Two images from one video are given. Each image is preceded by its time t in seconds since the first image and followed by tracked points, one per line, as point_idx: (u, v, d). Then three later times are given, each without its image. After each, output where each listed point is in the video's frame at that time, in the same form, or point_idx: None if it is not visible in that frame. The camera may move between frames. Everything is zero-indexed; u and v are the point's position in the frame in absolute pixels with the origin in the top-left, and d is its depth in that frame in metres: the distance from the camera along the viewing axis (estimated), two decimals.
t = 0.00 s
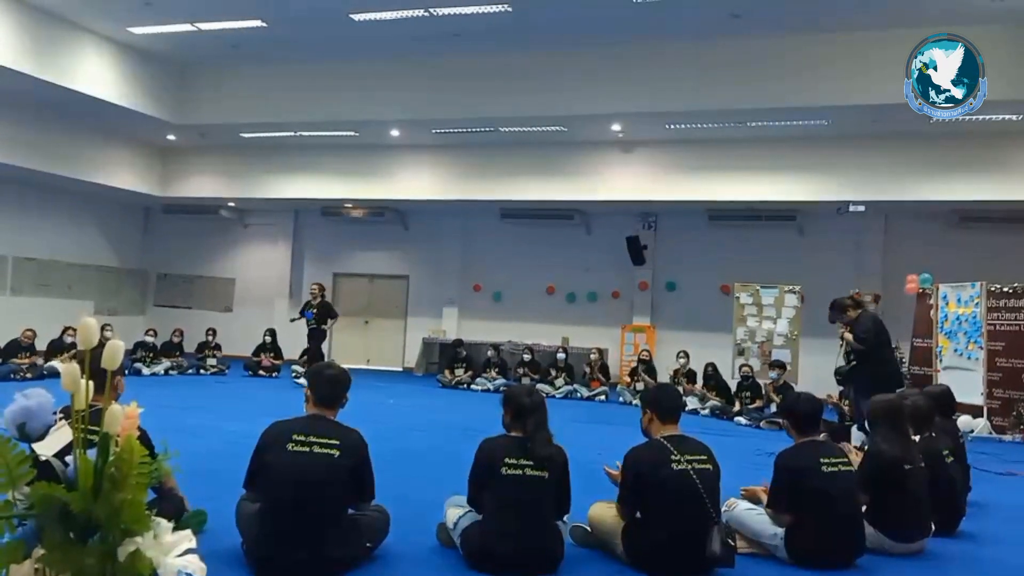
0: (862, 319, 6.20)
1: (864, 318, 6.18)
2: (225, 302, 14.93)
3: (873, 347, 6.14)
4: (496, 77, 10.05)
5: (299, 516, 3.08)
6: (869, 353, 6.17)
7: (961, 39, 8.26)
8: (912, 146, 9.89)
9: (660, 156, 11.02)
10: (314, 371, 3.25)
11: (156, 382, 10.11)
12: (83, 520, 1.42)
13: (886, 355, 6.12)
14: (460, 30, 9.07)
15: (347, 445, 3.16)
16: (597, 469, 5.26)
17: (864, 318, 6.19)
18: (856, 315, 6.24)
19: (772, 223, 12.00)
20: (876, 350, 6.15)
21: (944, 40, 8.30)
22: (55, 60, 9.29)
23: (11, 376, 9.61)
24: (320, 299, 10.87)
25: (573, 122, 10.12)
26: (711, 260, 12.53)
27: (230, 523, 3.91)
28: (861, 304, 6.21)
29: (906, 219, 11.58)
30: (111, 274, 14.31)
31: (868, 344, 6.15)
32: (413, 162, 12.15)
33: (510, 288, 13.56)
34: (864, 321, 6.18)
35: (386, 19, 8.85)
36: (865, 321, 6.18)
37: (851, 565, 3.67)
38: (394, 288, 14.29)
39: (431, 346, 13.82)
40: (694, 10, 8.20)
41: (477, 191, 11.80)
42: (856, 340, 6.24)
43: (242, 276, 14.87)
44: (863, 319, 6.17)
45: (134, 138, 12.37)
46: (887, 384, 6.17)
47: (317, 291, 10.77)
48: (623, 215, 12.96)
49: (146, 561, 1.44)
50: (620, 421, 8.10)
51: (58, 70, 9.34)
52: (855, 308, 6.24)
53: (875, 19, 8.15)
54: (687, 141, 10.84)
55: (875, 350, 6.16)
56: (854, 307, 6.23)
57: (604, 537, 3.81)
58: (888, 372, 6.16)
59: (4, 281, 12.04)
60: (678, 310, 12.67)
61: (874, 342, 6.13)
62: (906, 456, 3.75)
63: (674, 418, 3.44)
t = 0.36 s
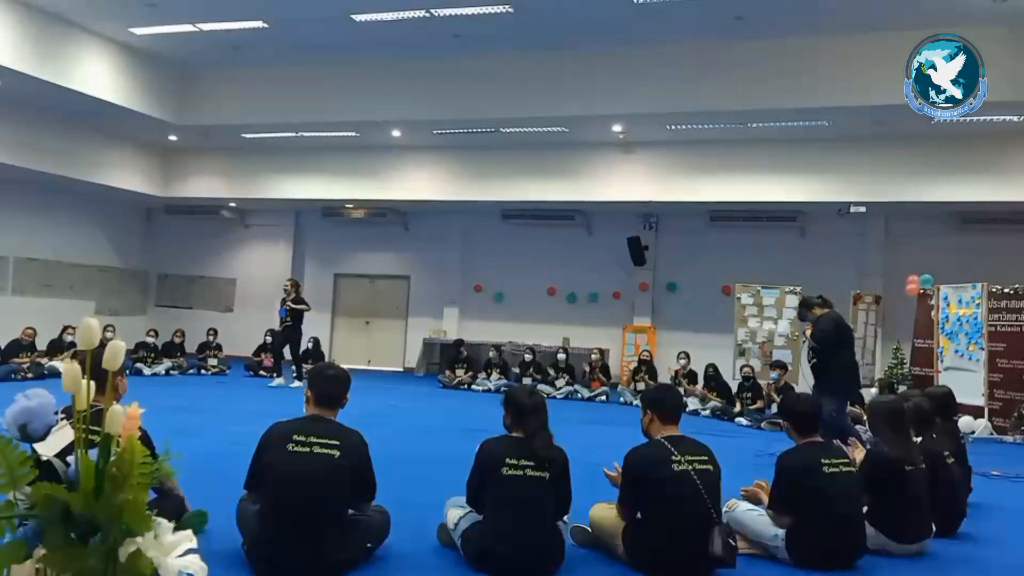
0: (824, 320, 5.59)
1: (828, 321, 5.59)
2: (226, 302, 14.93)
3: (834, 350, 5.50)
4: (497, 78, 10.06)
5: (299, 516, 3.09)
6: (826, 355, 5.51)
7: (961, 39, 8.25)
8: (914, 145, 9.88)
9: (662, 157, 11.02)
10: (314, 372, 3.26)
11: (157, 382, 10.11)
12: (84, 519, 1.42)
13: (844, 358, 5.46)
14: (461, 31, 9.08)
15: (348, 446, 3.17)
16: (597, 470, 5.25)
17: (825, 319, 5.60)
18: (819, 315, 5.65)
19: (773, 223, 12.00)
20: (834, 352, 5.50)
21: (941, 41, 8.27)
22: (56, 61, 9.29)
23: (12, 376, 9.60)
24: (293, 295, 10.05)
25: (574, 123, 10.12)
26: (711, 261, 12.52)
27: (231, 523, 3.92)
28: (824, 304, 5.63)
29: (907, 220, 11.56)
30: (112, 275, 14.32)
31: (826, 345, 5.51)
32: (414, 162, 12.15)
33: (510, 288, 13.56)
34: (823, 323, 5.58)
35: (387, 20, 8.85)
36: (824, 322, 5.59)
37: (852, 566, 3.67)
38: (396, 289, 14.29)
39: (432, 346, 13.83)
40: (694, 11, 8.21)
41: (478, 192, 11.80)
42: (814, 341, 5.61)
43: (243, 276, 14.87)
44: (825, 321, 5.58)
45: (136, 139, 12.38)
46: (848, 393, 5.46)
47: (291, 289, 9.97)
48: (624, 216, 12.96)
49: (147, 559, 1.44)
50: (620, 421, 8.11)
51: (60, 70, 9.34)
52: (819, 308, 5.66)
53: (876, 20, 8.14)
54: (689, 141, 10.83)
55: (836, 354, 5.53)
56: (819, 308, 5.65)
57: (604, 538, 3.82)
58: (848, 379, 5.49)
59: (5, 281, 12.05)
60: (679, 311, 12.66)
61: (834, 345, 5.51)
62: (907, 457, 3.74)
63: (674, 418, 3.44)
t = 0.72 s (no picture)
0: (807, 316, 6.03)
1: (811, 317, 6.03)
2: (225, 299, 14.93)
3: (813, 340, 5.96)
4: (497, 75, 10.04)
5: (299, 513, 3.10)
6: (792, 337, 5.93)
7: (961, 39, 8.25)
8: (914, 142, 9.87)
9: (662, 153, 11.01)
10: (315, 368, 3.26)
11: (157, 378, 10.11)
12: (82, 516, 1.42)
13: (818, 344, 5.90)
14: (461, 27, 9.06)
15: (348, 442, 3.16)
16: (596, 466, 5.26)
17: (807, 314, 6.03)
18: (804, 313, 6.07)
19: (774, 220, 12.00)
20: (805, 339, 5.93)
21: (940, 41, 8.29)
22: (55, 57, 9.27)
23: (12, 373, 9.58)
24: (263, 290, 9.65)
25: (574, 119, 10.11)
26: (711, 258, 12.51)
27: (232, 520, 3.92)
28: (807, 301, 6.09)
29: (908, 217, 11.56)
30: (112, 271, 14.30)
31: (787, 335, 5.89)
32: (414, 159, 12.14)
33: (510, 285, 13.56)
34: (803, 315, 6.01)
35: (387, 16, 8.82)
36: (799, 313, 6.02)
37: (852, 563, 3.68)
38: (395, 285, 14.30)
39: (431, 343, 13.84)
40: (694, 8, 8.20)
41: (478, 188, 11.79)
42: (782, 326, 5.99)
43: (242, 273, 14.86)
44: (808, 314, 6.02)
45: (135, 135, 12.36)
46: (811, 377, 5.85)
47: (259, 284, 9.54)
48: (623, 213, 12.96)
49: (147, 555, 1.44)
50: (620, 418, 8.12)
51: (59, 67, 9.33)
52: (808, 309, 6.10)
53: (876, 17, 8.13)
54: (688, 138, 10.82)
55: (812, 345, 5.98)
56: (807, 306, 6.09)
57: (604, 534, 3.82)
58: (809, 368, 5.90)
59: (5, 278, 12.05)
60: (679, 307, 12.67)
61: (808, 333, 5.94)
62: (907, 453, 3.74)
63: (674, 415, 3.44)
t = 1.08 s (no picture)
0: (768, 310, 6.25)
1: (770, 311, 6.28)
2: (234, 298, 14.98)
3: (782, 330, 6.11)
4: (504, 73, 10.03)
5: (310, 510, 3.11)
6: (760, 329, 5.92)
7: (960, 39, 8.23)
8: (923, 139, 9.82)
9: (671, 151, 10.97)
10: (324, 366, 3.27)
11: (168, 377, 10.16)
12: (96, 514, 1.43)
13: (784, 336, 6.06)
14: (469, 26, 9.05)
15: (357, 440, 3.17)
16: (606, 465, 5.25)
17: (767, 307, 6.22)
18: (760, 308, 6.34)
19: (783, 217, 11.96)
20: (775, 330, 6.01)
21: (940, 41, 8.26)
22: (64, 57, 9.32)
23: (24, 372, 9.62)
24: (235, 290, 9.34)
25: (582, 117, 10.09)
26: (720, 256, 12.47)
27: (242, 518, 3.93)
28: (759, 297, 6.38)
29: (918, 214, 11.49)
30: (122, 270, 14.37)
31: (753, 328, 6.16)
32: (421, 157, 12.14)
33: (518, 284, 13.56)
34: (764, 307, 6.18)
35: (395, 15, 8.83)
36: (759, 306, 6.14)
37: (863, 562, 3.66)
38: (404, 283, 14.33)
39: (440, 341, 13.86)
40: (701, 6, 8.16)
41: (485, 187, 11.79)
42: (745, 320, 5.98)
43: (252, 272, 14.90)
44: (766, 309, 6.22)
45: (144, 135, 12.42)
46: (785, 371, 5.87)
47: (234, 282, 9.25)
48: (632, 211, 12.93)
49: (159, 552, 1.45)
50: (629, 416, 8.11)
51: (67, 66, 9.38)
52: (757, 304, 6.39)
53: (884, 14, 8.08)
54: (696, 136, 10.80)
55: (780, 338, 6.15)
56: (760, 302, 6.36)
57: (614, 532, 3.82)
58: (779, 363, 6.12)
59: (16, 277, 12.13)
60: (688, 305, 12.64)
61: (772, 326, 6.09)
62: (918, 451, 3.72)
63: (684, 413, 3.44)
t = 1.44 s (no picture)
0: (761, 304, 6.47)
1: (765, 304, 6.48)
2: (254, 296, 15.09)
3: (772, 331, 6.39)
4: (522, 71, 10.04)
5: (330, 508, 3.13)
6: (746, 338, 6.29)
7: (960, 39, 8.17)
8: (944, 134, 9.71)
9: (689, 147, 10.91)
10: (343, 364, 3.28)
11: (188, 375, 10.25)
12: (121, 511, 1.45)
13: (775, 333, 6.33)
14: (486, 24, 9.06)
15: (377, 438, 3.18)
16: (624, 463, 5.24)
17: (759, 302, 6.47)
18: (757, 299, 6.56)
19: (803, 213, 11.86)
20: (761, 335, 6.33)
21: (940, 41, 8.23)
22: (86, 59, 9.43)
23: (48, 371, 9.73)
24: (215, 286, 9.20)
25: (599, 115, 10.07)
26: (739, 253, 12.40)
27: (263, 515, 3.95)
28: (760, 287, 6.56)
29: (940, 210, 11.35)
30: (143, 270, 14.52)
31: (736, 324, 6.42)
32: (438, 156, 12.16)
33: (535, 282, 13.55)
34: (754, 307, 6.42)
35: (411, 14, 8.85)
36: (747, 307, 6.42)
37: (886, 561, 3.62)
38: (421, 282, 14.37)
39: (457, 340, 13.89)
40: (717, 2, 8.12)
41: (503, 185, 11.80)
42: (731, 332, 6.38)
43: (270, 270, 15.00)
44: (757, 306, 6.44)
45: (164, 136, 12.54)
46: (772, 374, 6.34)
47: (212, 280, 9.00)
48: (649, 208, 12.89)
49: (182, 549, 1.47)
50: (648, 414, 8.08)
51: (89, 68, 9.49)
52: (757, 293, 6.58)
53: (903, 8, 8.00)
54: (712, 133, 10.74)
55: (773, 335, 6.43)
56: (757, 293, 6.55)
57: (633, 531, 3.81)
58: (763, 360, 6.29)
59: (39, 277, 12.29)
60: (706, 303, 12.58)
61: (761, 324, 6.38)
62: (940, 448, 3.68)
63: (703, 411, 3.42)
